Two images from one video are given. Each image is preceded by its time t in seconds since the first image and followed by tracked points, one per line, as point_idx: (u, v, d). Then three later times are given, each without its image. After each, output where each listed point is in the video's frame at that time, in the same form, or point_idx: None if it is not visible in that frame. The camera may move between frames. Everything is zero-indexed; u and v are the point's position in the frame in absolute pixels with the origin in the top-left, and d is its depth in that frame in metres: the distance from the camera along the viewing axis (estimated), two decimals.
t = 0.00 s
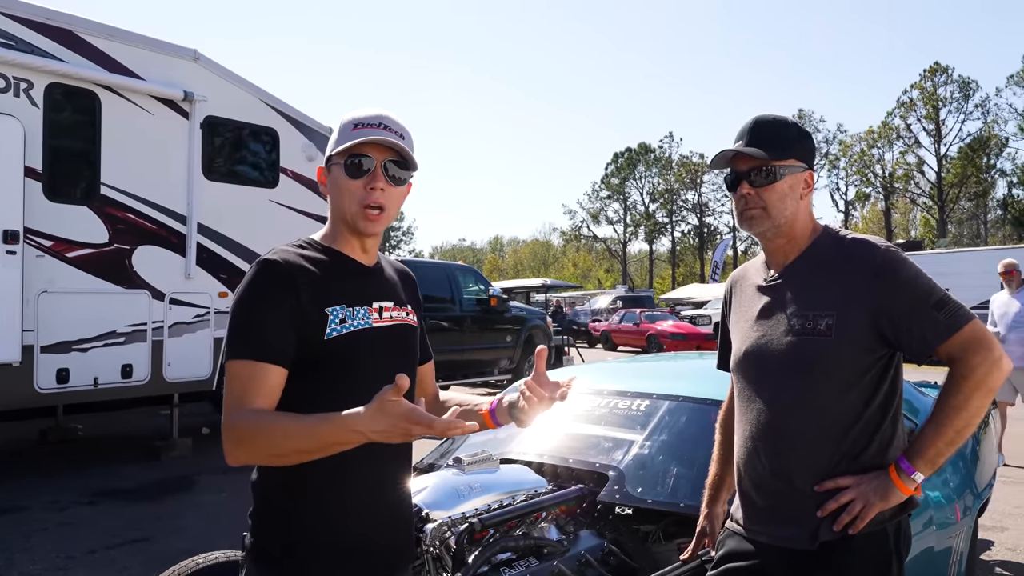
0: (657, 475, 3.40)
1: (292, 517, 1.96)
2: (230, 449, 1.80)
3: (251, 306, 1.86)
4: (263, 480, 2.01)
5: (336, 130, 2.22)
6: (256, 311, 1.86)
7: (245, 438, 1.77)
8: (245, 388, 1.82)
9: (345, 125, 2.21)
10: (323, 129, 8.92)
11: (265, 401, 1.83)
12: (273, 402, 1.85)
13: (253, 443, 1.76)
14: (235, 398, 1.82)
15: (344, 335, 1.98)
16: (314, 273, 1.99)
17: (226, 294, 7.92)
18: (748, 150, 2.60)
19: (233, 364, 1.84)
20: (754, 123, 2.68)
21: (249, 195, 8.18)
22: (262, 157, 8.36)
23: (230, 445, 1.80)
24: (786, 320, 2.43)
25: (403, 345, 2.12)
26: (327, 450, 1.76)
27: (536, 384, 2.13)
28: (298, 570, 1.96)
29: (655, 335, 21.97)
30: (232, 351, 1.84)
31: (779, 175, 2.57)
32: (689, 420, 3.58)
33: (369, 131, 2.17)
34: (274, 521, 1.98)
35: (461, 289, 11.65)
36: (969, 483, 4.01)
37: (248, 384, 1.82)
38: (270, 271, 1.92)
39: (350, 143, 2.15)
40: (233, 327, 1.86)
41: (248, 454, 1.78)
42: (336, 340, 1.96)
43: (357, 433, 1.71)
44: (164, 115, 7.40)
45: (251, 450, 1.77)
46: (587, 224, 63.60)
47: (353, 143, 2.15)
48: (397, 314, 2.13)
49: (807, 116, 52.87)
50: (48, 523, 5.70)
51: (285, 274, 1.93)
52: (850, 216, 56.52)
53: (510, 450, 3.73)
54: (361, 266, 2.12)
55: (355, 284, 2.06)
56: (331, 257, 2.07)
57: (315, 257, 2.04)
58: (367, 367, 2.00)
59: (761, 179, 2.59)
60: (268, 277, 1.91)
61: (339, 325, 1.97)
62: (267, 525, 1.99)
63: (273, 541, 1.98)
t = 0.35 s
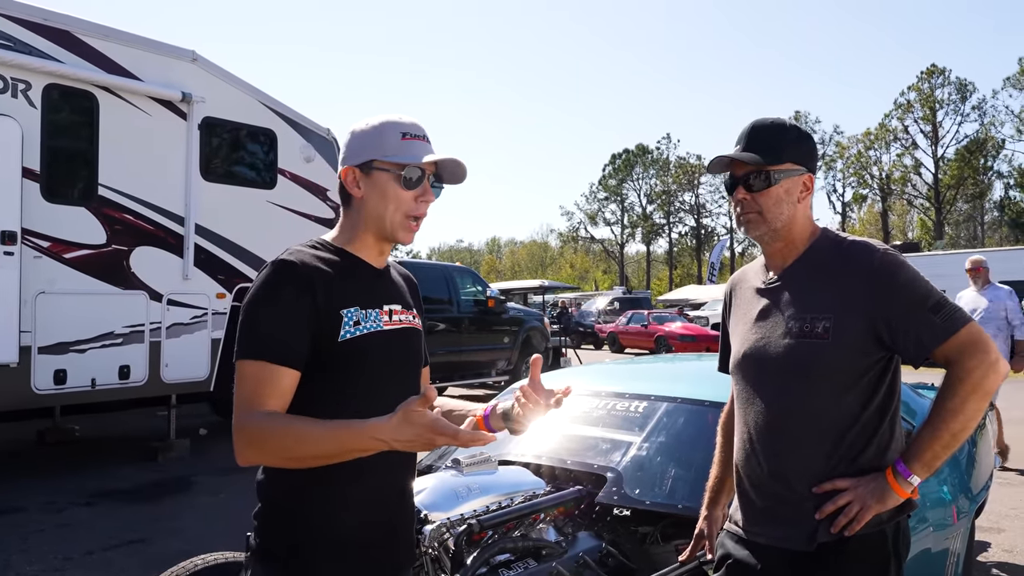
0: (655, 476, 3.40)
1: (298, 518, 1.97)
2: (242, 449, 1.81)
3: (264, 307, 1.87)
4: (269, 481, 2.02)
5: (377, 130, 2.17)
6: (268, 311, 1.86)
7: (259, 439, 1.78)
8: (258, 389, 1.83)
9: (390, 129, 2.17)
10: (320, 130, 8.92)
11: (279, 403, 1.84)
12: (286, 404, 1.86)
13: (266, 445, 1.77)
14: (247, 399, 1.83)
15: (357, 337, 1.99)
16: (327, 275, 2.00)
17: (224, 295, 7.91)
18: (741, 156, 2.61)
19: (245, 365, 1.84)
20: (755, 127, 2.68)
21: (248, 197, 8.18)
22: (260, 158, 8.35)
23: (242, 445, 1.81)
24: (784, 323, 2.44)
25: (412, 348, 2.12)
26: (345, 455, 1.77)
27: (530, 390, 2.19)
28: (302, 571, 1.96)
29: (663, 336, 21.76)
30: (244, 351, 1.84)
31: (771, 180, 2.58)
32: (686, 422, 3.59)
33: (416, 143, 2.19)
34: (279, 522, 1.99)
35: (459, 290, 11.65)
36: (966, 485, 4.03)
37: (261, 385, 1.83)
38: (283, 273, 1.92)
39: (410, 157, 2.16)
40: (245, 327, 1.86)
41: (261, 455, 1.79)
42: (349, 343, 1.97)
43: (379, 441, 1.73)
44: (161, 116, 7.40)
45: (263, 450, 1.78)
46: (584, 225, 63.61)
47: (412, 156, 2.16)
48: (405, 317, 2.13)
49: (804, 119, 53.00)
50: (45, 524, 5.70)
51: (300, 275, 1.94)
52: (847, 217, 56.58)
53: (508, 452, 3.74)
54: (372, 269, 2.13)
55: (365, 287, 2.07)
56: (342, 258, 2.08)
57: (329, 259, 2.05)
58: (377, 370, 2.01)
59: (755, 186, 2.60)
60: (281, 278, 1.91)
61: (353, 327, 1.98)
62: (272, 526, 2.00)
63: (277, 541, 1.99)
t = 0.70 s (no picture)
0: (654, 480, 3.41)
1: (298, 522, 1.97)
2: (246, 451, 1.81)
3: (270, 310, 1.87)
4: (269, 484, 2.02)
5: (385, 136, 2.18)
6: (274, 314, 1.87)
7: (263, 442, 1.78)
8: (263, 391, 1.83)
9: (397, 136, 2.19)
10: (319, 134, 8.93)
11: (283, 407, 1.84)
12: (291, 408, 1.86)
13: (271, 448, 1.77)
14: (252, 402, 1.82)
15: (363, 341, 1.99)
16: (334, 279, 2.00)
17: (222, 299, 7.91)
18: (732, 161, 2.63)
19: (250, 367, 1.84)
20: (746, 133, 2.69)
21: (245, 200, 8.17)
22: (257, 162, 8.35)
23: (246, 447, 1.80)
24: (781, 326, 2.45)
25: (416, 352, 2.12)
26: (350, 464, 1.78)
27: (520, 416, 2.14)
28: None
29: (675, 339, 21.43)
30: (250, 353, 1.84)
31: (766, 182, 2.58)
32: (685, 425, 3.60)
33: (424, 151, 2.21)
34: (279, 525, 1.99)
35: (456, 294, 11.66)
36: (964, 488, 4.04)
37: (266, 387, 1.83)
38: (290, 276, 1.93)
39: (418, 164, 2.17)
40: (250, 330, 1.86)
41: (264, 458, 1.78)
42: (355, 346, 1.97)
43: (390, 451, 1.74)
44: (159, 120, 7.40)
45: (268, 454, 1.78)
46: (581, 228, 63.60)
47: (420, 164, 2.18)
48: (409, 322, 2.14)
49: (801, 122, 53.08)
50: (42, 529, 5.68)
51: (307, 279, 1.94)
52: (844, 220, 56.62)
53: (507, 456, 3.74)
54: (377, 273, 2.14)
55: (370, 290, 2.08)
56: (347, 265, 2.07)
57: (336, 262, 2.05)
58: (383, 374, 2.01)
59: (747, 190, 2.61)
60: (287, 281, 1.92)
61: (358, 331, 1.99)
62: (273, 529, 2.00)
63: (277, 545, 1.99)
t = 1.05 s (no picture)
0: (653, 482, 3.41)
1: (298, 524, 1.97)
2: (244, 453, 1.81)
3: (271, 311, 1.87)
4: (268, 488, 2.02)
5: (380, 138, 2.17)
6: (275, 315, 1.87)
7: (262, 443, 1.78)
8: (262, 393, 1.83)
9: (393, 137, 2.18)
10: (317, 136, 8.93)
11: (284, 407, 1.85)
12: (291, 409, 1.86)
13: (271, 450, 1.77)
14: (251, 403, 1.83)
15: (365, 340, 1.99)
16: (334, 279, 2.01)
17: (220, 301, 7.90)
18: (732, 164, 2.63)
19: (250, 368, 1.84)
20: (746, 135, 2.70)
21: (244, 201, 8.17)
22: (255, 164, 8.35)
23: (245, 449, 1.80)
24: (780, 328, 2.45)
25: (415, 352, 2.12)
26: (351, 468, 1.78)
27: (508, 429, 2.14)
28: None
29: (683, 343, 21.40)
30: (250, 355, 1.84)
31: (764, 185, 2.59)
32: (684, 427, 3.60)
33: (419, 153, 2.21)
34: (280, 528, 1.99)
35: (455, 296, 11.66)
36: (962, 489, 4.05)
37: (266, 390, 1.83)
38: (291, 277, 1.93)
39: (412, 166, 2.17)
40: (251, 332, 1.86)
41: (264, 458, 1.78)
42: (356, 345, 1.98)
43: (388, 454, 1.74)
44: (158, 121, 7.40)
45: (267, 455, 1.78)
46: (579, 230, 63.61)
47: (416, 165, 2.18)
48: (409, 320, 2.14)
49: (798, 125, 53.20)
50: (40, 531, 5.68)
51: (308, 280, 1.95)
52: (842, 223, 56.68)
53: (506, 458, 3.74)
54: (376, 272, 2.14)
55: (371, 290, 2.08)
56: (348, 264, 2.09)
57: (337, 262, 2.06)
58: (385, 373, 2.01)
59: (747, 193, 2.61)
60: (289, 282, 1.92)
61: (360, 330, 1.99)
62: (272, 532, 2.00)
63: (276, 547, 1.99)
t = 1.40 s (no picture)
0: (651, 483, 3.41)
1: (298, 528, 1.96)
2: (246, 456, 1.83)
3: (269, 314, 1.87)
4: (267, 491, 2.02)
5: (383, 138, 2.17)
6: (274, 317, 1.86)
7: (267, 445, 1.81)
8: (263, 397, 1.84)
9: (393, 137, 2.18)
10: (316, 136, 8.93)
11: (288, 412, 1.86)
12: (294, 413, 1.88)
13: (276, 453, 1.80)
14: (253, 410, 1.83)
15: (363, 342, 1.99)
16: (333, 282, 2.00)
17: (219, 301, 7.90)
18: (718, 179, 2.62)
19: (250, 376, 1.84)
20: (729, 146, 2.68)
21: (243, 201, 8.16)
22: (254, 163, 8.35)
23: (248, 451, 1.82)
24: (781, 330, 2.45)
25: (406, 352, 2.12)
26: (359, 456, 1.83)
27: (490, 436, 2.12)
28: None
29: (697, 345, 21.17)
30: (249, 358, 1.85)
31: (755, 194, 2.58)
32: (682, 428, 3.60)
33: (417, 151, 2.24)
34: (279, 530, 1.98)
35: (454, 296, 11.65)
36: (960, 492, 4.05)
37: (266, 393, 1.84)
38: (290, 280, 1.93)
39: (417, 164, 2.20)
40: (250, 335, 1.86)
41: (269, 460, 1.81)
42: (356, 348, 1.98)
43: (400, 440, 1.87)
44: (157, 121, 7.40)
45: (273, 458, 1.80)
46: (578, 231, 63.60)
47: (419, 164, 2.21)
48: (401, 321, 2.15)
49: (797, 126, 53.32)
50: (37, 530, 5.67)
51: (306, 283, 1.94)
52: (841, 224, 56.68)
53: (504, 458, 3.73)
54: (369, 275, 2.14)
55: (367, 291, 2.09)
56: (339, 264, 2.07)
57: (331, 266, 2.04)
58: (382, 374, 2.02)
59: (737, 204, 2.62)
60: (288, 285, 1.92)
61: (358, 333, 1.99)
62: (271, 535, 1.99)
63: (275, 550, 1.98)
